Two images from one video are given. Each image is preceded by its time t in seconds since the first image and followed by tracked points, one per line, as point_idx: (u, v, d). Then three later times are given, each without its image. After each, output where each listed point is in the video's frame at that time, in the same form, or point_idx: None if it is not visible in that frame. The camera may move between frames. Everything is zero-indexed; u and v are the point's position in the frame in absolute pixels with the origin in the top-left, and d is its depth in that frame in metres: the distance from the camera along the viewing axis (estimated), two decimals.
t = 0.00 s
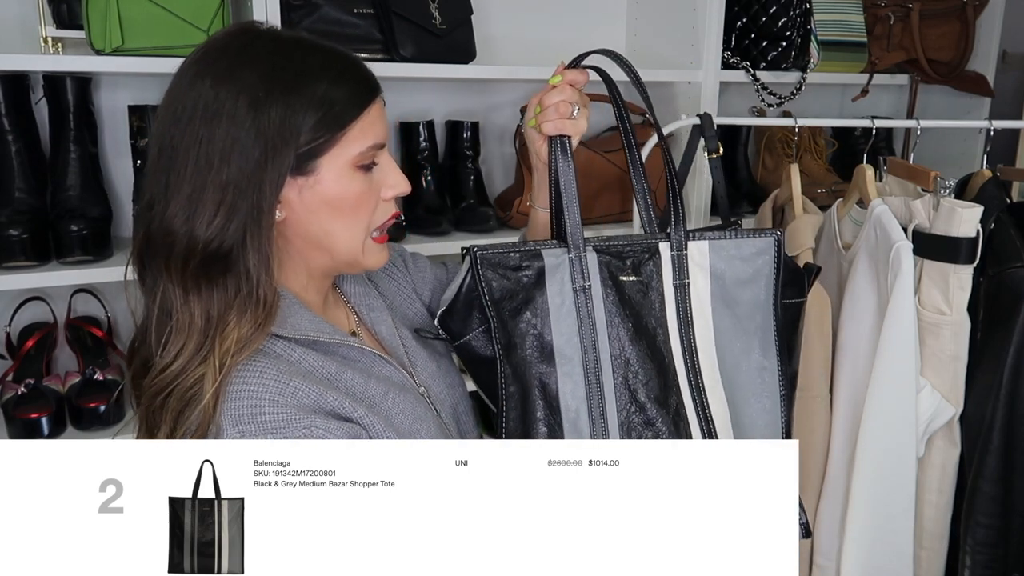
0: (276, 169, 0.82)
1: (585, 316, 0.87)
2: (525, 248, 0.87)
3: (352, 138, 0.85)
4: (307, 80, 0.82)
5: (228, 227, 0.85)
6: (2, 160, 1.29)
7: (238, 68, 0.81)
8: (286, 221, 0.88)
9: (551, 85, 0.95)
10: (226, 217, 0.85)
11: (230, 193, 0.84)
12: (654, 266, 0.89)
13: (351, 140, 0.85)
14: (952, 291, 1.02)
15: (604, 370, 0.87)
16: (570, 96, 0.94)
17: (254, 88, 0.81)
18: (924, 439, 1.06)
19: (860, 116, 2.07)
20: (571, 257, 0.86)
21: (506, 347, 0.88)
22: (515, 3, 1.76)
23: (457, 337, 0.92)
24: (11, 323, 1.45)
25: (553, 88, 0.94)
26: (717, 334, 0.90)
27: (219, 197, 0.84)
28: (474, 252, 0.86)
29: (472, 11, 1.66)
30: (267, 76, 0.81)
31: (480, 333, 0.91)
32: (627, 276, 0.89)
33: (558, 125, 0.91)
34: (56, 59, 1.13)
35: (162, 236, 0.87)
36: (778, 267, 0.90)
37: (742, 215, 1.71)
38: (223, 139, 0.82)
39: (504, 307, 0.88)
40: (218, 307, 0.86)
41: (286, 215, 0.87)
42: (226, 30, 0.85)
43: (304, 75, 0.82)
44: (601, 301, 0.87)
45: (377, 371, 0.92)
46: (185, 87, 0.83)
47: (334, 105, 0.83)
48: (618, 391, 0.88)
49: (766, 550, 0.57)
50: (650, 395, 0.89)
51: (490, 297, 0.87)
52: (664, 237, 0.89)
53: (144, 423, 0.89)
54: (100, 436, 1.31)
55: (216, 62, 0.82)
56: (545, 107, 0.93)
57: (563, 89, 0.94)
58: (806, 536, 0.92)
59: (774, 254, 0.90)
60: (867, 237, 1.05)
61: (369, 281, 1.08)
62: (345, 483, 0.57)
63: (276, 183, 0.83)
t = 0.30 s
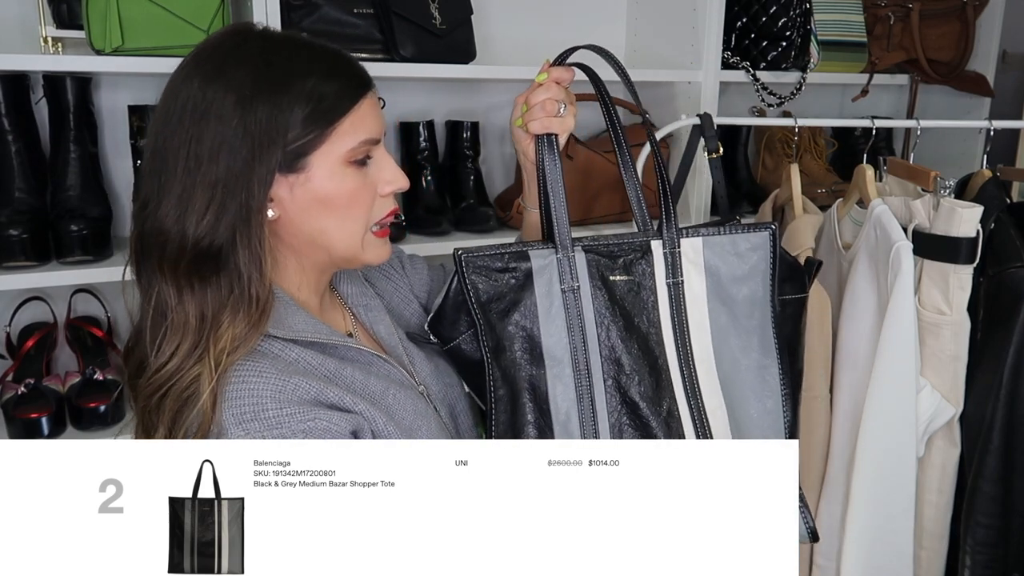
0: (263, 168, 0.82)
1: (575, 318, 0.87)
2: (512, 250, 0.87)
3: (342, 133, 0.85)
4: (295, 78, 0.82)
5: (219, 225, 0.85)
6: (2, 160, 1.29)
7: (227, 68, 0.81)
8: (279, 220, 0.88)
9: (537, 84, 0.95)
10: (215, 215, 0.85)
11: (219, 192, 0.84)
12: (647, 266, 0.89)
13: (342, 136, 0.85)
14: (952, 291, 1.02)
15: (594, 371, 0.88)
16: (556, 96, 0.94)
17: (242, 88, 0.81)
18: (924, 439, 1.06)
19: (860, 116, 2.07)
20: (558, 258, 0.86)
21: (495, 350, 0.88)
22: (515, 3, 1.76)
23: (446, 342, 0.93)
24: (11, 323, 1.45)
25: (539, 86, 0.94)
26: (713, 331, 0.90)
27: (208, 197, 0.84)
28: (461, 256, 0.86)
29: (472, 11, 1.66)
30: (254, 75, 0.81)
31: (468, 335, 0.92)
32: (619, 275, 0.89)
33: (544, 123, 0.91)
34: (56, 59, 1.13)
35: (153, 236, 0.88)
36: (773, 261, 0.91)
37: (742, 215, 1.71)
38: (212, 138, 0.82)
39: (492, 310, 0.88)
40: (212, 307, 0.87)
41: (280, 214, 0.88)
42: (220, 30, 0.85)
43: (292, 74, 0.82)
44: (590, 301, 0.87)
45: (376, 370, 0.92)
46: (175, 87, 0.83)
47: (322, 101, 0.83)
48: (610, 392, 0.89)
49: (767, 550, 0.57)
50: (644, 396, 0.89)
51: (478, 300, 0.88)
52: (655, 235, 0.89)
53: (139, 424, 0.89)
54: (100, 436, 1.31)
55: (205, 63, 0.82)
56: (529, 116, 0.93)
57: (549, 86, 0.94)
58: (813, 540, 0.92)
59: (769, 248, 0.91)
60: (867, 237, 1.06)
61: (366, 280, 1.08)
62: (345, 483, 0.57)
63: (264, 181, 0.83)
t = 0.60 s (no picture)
0: (266, 170, 0.82)
1: (569, 318, 0.87)
2: (508, 252, 0.88)
3: (346, 142, 0.85)
4: (303, 81, 0.82)
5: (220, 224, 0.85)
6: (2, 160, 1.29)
7: (235, 67, 0.82)
8: (277, 222, 0.88)
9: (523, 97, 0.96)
10: (217, 213, 0.85)
11: (221, 190, 0.84)
12: (645, 272, 0.89)
13: (346, 145, 0.85)
14: (952, 291, 1.02)
15: (589, 373, 0.88)
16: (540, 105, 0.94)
17: (250, 88, 0.81)
18: (924, 439, 1.06)
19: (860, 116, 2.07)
20: (554, 259, 0.87)
21: (489, 349, 0.89)
22: (514, 3, 1.76)
23: (444, 341, 0.95)
24: (11, 323, 1.45)
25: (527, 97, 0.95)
26: (711, 337, 0.90)
27: (211, 194, 0.85)
28: (457, 252, 0.88)
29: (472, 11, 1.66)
30: (262, 76, 0.81)
31: (464, 335, 0.94)
32: (613, 279, 0.89)
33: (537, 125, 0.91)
34: (56, 59, 1.13)
35: (155, 229, 0.88)
36: (768, 262, 0.90)
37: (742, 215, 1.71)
38: (216, 136, 0.82)
39: (487, 310, 0.89)
40: (211, 307, 0.87)
41: (278, 217, 0.87)
42: (232, 31, 0.86)
43: (299, 76, 0.82)
44: (586, 302, 0.88)
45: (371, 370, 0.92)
46: (184, 84, 0.84)
47: (326, 107, 0.82)
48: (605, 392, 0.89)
49: (766, 551, 0.57)
50: (640, 397, 0.89)
51: (473, 301, 0.89)
52: (649, 236, 0.88)
53: (137, 420, 0.90)
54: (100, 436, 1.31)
55: (214, 63, 0.83)
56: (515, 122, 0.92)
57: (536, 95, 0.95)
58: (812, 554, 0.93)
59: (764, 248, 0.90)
60: (867, 237, 1.06)
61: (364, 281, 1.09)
62: (345, 483, 0.57)
63: (265, 182, 0.83)
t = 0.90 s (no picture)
0: (258, 173, 0.82)
1: (579, 318, 0.91)
2: (523, 253, 0.92)
3: (335, 144, 0.84)
4: (295, 80, 0.82)
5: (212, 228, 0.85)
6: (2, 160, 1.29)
7: (227, 70, 0.81)
8: (271, 223, 0.89)
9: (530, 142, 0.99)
10: (211, 217, 0.85)
11: (215, 195, 0.84)
12: (659, 277, 0.91)
13: (335, 146, 0.85)
14: (952, 291, 1.02)
15: (595, 373, 0.92)
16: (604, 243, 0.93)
17: (241, 91, 0.81)
18: (924, 439, 1.06)
19: (860, 116, 2.07)
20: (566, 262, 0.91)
21: (501, 346, 0.93)
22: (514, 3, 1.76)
23: (454, 336, 0.97)
24: (11, 323, 1.45)
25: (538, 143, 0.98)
26: (718, 348, 0.90)
27: (205, 199, 0.85)
28: (473, 249, 0.92)
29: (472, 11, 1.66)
30: (254, 76, 0.81)
31: (474, 331, 0.96)
32: (625, 284, 0.92)
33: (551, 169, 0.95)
34: (56, 59, 1.13)
35: (151, 235, 0.88)
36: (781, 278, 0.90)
37: (742, 215, 1.71)
38: (209, 140, 0.82)
39: (501, 307, 0.93)
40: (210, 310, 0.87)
41: (271, 218, 0.88)
42: (225, 32, 0.86)
43: (291, 76, 0.82)
44: (595, 304, 0.92)
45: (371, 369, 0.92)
46: (177, 86, 0.83)
47: (319, 107, 0.82)
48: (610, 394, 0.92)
49: (766, 551, 0.57)
50: (644, 398, 0.92)
51: (488, 298, 0.93)
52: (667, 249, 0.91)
53: (138, 422, 0.90)
54: (101, 436, 1.31)
55: (207, 65, 0.83)
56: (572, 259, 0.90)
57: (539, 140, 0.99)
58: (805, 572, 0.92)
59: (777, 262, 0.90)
60: (867, 237, 1.06)
61: (364, 282, 1.09)
62: (345, 483, 0.57)
63: (259, 186, 0.83)
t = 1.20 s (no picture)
0: (254, 171, 0.83)
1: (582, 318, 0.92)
2: (532, 252, 0.93)
3: (331, 134, 0.85)
4: (284, 76, 0.82)
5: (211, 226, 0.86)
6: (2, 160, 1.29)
7: (218, 69, 0.82)
8: (273, 217, 0.89)
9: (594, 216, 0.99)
10: (208, 215, 0.85)
11: (212, 194, 0.85)
12: (665, 282, 0.90)
13: (331, 137, 0.85)
14: (952, 291, 1.02)
15: (598, 374, 0.92)
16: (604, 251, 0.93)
17: (232, 89, 0.81)
18: (924, 439, 1.06)
19: (860, 116, 2.07)
20: (573, 262, 0.92)
21: (506, 345, 0.95)
22: (515, 3, 1.76)
23: (457, 335, 1.00)
24: (11, 323, 1.45)
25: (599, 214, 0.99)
26: (723, 349, 0.89)
27: (201, 198, 0.85)
28: (484, 248, 0.94)
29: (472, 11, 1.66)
30: (244, 74, 0.81)
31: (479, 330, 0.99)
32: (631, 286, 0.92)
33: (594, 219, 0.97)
34: (56, 59, 1.13)
35: (151, 234, 0.88)
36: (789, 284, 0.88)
37: (742, 215, 1.71)
38: (203, 140, 0.83)
39: (507, 306, 0.95)
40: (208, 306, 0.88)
41: (273, 212, 0.88)
42: (216, 32, 0.86)
43: (282, 72, 0.82)
44: (600, 306, 0.92)
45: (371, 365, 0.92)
46: (172, 86, 0.84)
47: (309, 103, 0.82)
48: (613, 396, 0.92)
49: (765, 551, 0.57)
50: (648, 400, 0.92)
51: (495, 296, 0.95)
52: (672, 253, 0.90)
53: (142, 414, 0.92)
54: (101, 436, 1.31)
55: (198, 64, 0.83)
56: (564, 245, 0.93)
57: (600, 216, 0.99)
58: None
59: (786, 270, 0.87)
60: (867, 237, 1.06)
61: (371, 278, 1.09)
62: (345, 483, 0.57)
63: (254, 184, 0.83)
